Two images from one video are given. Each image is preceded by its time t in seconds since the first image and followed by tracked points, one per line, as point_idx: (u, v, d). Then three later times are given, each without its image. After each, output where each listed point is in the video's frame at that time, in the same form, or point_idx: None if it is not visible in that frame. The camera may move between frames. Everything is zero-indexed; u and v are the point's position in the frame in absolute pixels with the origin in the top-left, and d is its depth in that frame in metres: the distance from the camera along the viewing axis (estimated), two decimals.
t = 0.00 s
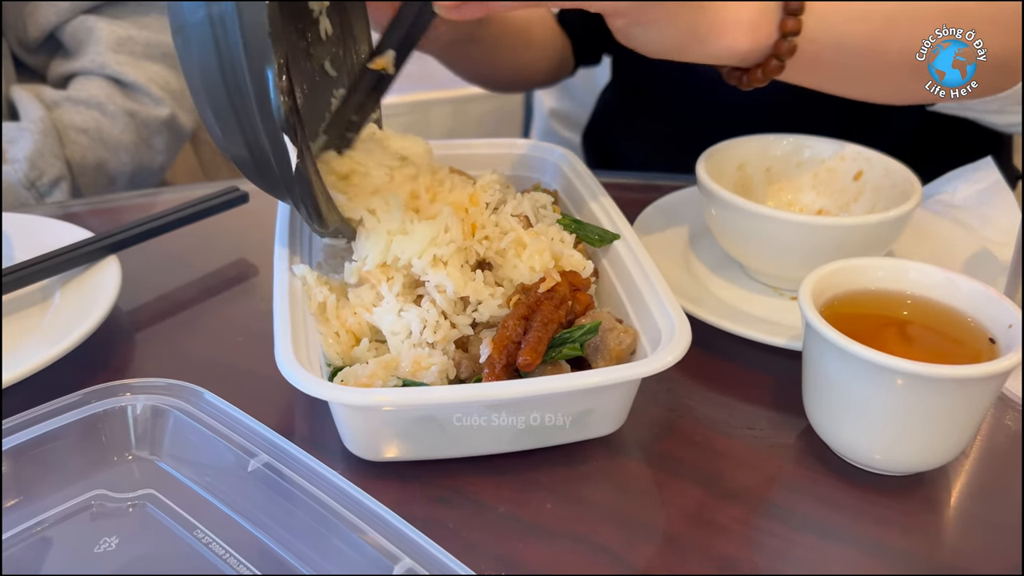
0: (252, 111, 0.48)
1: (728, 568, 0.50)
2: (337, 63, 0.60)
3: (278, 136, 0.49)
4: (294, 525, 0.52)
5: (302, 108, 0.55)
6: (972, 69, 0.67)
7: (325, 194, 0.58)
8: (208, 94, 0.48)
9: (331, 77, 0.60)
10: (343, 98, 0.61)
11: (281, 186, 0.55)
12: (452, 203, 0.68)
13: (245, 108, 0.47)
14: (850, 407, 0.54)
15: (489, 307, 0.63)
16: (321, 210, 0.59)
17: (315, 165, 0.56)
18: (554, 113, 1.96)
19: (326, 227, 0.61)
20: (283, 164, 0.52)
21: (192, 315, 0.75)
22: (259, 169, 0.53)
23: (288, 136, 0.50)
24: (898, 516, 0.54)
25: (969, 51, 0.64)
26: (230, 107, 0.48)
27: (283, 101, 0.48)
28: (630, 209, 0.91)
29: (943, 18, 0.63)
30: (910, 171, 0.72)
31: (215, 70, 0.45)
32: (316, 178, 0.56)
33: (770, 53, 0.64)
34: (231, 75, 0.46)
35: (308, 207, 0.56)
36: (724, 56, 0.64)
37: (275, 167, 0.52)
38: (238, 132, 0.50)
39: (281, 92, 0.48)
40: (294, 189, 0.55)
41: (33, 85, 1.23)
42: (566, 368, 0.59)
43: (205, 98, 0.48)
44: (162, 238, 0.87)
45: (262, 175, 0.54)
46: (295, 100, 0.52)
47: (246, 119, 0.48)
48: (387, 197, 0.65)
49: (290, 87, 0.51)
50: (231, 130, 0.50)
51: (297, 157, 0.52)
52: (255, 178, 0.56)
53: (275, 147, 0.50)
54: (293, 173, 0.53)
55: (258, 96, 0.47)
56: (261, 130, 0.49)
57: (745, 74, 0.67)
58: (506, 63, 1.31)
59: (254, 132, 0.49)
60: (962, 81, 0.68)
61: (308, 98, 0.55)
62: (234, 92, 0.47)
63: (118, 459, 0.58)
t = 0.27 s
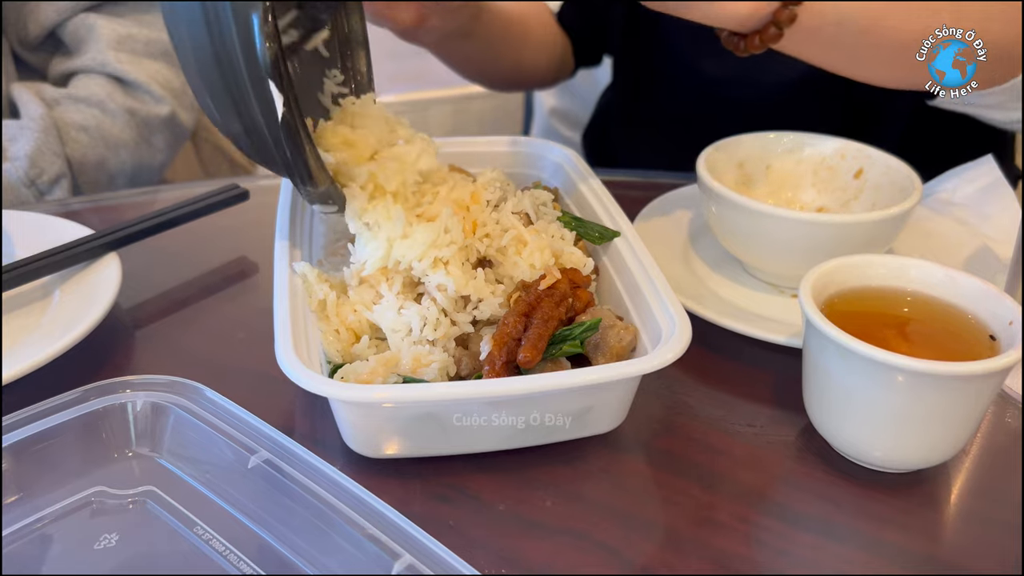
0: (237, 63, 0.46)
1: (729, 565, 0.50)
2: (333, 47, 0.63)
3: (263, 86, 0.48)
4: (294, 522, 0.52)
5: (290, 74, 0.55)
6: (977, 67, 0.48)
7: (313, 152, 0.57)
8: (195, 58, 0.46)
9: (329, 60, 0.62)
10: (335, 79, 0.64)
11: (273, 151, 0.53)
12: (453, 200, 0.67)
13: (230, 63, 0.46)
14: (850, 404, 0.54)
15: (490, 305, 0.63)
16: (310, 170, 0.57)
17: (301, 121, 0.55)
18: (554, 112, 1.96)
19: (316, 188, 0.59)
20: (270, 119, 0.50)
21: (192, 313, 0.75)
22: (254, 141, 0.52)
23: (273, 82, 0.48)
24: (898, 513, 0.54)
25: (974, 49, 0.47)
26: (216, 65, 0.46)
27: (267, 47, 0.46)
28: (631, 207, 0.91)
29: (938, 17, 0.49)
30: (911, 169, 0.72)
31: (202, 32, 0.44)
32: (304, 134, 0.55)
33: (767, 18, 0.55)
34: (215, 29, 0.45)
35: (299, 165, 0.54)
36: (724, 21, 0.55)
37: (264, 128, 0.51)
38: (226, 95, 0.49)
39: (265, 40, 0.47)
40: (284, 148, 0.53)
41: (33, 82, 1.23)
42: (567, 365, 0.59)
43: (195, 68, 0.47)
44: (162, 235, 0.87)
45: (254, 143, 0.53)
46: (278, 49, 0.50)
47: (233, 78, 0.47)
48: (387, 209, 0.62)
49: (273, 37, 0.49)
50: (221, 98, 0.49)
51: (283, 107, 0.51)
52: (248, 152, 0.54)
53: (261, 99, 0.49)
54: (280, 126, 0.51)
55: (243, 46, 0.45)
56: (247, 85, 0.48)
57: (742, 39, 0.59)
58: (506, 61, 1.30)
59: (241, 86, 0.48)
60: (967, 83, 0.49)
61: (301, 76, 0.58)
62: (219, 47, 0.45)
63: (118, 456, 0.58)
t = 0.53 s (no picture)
0: (217, 31, 0.44)
1: (730, 558, 0.50)
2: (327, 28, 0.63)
3: (244, 55, 0.45)
4: (293, 515, 0.52)
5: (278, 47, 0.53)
6: (974, 69, 0.63)
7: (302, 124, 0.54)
8: (176, 28, 0.44)
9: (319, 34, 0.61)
10: (329, 64, 0.63)
11: (258, 125, 0.51)
12: (451, 194, 0.67)
13: (209, 31, 0.44)
14: (851, 397, 0.53)
15: (490, 298, 0.62)
16: (300, 142, 0.55)
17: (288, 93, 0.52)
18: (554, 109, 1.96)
19: (306, 163, 0.57)
20: (254, 91, 0.48)
21: (191, 307, 0.75)
22: (239, 114, 0.50)
23: (255, 50, 0.46)
24: (899, 506, 0.53)
25: (970, 51, 0.62)
26: (196, 35, 0.44)
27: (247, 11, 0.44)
28: (631, 201, 0.90)
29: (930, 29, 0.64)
30: (913, 163, 0.71)
31: None
32: (292, 106, 0.52)
33: (797, 29, 0.74)
34: None
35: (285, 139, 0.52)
36: (752, 28, 0.71)
37: (250, 102, 0.49)
38: (207, 66, 0.46)
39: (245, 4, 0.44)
40: (269, 120, 0.51)
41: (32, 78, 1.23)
42: (567, 358, 0.58)
43: (175, 36, 0.45)
44: (161, 230, 0.87)
45: (240, 117, 0.51)
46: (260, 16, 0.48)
47: (213, 48, 0.45)
48: (380, 208, 0.61)
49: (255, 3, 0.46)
50: (202, 68, 0.47)
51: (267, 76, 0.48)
52: (235, 125, 0.53)
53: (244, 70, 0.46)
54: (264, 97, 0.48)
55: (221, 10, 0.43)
56: (228, 54, 0.45)
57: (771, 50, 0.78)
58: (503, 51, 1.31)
59: (222, 57, 0.45)
60: (966, 82, 0.64)
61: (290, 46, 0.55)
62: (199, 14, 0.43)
63: (116, 449, 0.58)
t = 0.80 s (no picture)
0: None
1: (727, 555, 0.50)
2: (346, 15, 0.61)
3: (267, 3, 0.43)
4: (290, 513, 0.52)
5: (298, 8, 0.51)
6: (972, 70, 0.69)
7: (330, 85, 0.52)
8: None
9: (343, 15, 0.60)
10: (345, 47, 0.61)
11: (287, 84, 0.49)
12: (449, 192, 0.67)
13: None
14: (847, 395, 0.53)
15: (487, 296, 0.63)
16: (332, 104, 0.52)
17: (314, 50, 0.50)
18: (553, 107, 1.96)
19: (338, 129, 0.54)
20: (278, 43, 0.46)
21: (189, 305, 0.75)
22: (264, 78, 0.48)
23: None
24: (896, 503, 0.53)
25: (969, 51, 0.68)
26: None
27: None
28: (629, 199, 0.90)
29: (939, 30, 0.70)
30: (911, 160, 0.71)
31: None
32: (320, 65, 0.50)
33: None
34: None
35: (315, 97, 0.50)
36: None
37: (275, 57, 0.47)
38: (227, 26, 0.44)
39: None
40: (298, 76, 0.48)
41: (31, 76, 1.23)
42: (564, 356, 0.59)
43: None
44: (160, 229, 0.87)
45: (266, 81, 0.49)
46: None
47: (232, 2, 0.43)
48: (378, 208, 0.62)
49: None
50: (221, 36, 0.45)
51: (291, 28, 0.46)
52: (262, 96, 0.50)
53: (265, 21, 0.44)
54: (291, 48, 0.46)
55: None
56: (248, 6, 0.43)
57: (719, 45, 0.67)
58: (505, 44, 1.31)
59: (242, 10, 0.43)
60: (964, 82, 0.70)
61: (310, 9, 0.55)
62: None
63: (114, 446, 0.58)
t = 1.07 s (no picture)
0: None
1: (728, 550, 0.50)
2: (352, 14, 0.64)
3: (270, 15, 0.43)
4: (292, 508, 0.52)
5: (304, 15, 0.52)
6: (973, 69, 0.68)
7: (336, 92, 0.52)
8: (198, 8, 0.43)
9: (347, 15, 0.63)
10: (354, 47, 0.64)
11: (297, 96, 0.49)
12: (450, 191, 0.67)
13: None
14: (849, 391, 0.54)
15: (488, 292, 0.63)
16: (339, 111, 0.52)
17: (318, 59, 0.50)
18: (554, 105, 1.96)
19: (346, 136, 0.55)
20: (284, 56, 0.46)
21: (190, 302, 0.75)
22: (273, 91, 0.48)
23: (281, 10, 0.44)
24: (897, 499, 0.54)
25: (969, 52, 0.67)
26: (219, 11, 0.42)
27: None
28: (631, 196, 0.90)
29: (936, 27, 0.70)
30: (913, 157, 0.71)
31: None
32: (327, 76, 0.50)
33: None
34: None
35: (322, 105, 0.50)
36: None
37: (283, 72, 0.47)
38: (236, 44, 0.44)
39: None
40: (306, 86, 0.48)
41: (32, 74, 1.23)
42: (565, 352, 0.59)
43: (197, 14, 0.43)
44: (161, 226, 0.87)
45: (279, 94, 0.48)
46: None
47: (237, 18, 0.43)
48: (378, 205, 0.61)
49: None
50: (232, 53, 0.45)
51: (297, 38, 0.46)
52: (270, 106, 0.50)
53: (273, 34, 0.44)
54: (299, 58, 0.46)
55: None
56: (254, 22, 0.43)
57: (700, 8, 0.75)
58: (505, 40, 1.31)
59: (248, 26, 0.43)
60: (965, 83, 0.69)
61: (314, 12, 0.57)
62: None
63: (116, 442, 0.58)
